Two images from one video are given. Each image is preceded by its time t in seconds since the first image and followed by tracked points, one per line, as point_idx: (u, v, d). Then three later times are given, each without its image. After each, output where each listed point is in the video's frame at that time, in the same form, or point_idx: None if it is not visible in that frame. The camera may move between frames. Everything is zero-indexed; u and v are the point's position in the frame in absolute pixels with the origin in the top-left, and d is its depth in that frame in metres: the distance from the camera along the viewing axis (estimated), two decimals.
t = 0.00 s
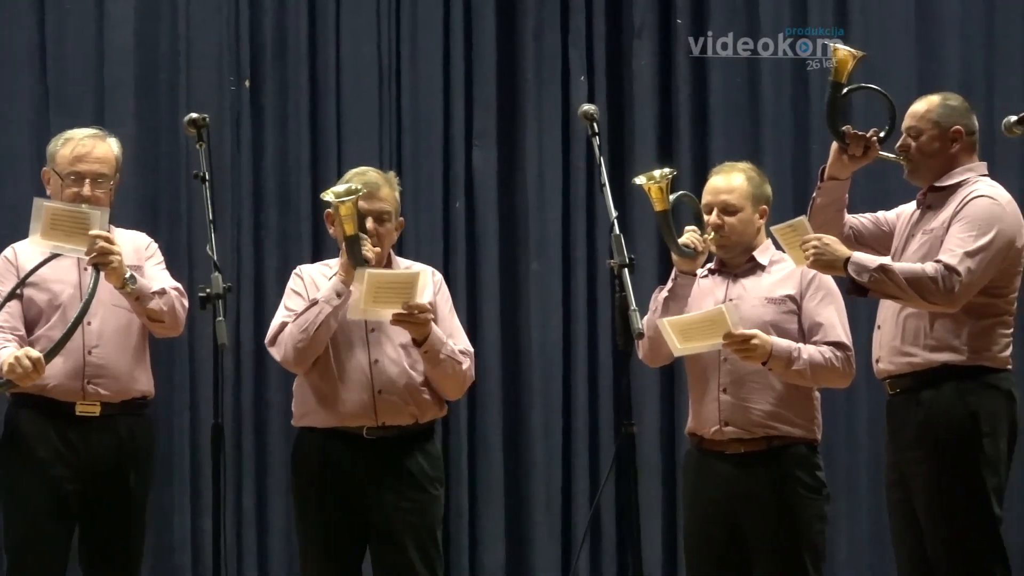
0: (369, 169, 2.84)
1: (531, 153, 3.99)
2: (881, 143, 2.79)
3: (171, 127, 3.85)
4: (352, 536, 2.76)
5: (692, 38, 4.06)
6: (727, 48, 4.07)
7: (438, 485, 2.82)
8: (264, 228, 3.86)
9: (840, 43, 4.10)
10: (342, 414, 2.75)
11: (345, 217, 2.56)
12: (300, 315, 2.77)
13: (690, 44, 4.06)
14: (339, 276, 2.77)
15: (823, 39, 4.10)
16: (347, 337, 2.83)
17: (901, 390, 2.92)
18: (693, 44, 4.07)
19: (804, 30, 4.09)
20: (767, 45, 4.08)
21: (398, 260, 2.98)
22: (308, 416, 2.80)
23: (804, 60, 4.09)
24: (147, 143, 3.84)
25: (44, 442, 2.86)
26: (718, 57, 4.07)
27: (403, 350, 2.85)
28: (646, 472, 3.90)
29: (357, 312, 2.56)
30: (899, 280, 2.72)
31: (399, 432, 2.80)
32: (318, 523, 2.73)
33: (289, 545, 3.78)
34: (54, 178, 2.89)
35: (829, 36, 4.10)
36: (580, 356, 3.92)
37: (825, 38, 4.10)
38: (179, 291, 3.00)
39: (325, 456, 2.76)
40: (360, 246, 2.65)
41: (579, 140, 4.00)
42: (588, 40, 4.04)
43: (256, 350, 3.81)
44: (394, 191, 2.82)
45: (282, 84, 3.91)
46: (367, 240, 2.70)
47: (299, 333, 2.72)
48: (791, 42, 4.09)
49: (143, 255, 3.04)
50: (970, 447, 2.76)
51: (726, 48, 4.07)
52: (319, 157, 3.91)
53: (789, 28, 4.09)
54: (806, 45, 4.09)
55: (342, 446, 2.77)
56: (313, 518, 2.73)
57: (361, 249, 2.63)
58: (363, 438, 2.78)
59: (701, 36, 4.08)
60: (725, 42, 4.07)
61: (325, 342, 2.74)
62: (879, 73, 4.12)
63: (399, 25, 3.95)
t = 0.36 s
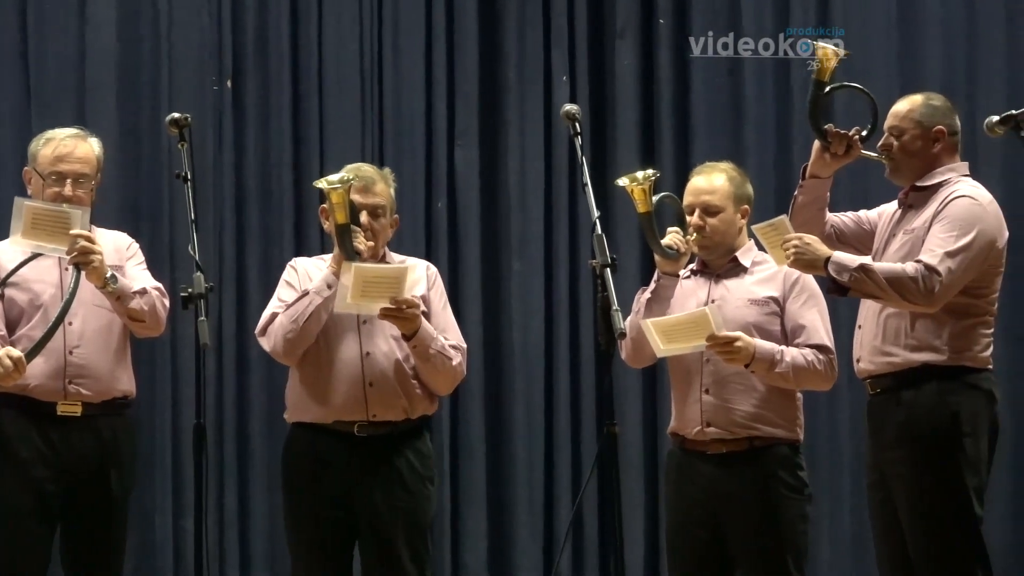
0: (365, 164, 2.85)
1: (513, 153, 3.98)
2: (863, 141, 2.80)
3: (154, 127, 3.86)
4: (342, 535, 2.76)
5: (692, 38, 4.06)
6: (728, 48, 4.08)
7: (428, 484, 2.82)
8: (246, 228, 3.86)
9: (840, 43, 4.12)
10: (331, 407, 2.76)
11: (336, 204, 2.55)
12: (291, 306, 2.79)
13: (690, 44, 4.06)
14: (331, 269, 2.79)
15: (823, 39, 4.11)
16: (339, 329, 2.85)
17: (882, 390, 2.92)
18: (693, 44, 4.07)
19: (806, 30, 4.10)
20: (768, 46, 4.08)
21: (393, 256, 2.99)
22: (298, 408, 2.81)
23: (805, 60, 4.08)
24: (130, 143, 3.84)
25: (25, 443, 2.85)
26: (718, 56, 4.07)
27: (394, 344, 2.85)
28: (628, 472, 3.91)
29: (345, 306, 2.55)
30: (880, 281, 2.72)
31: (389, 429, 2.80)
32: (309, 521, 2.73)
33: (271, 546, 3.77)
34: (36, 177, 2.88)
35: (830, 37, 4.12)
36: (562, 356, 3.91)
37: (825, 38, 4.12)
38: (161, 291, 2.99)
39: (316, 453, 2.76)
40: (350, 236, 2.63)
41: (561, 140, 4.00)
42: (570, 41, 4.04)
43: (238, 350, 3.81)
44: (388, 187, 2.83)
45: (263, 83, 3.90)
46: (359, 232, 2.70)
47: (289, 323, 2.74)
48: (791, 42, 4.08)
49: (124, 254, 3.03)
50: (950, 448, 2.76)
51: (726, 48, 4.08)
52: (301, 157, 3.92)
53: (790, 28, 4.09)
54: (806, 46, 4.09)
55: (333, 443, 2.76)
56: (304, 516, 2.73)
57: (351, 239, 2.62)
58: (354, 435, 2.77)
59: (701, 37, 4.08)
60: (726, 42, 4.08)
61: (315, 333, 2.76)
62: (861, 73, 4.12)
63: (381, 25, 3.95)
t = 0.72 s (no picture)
0: (351, 164, 2.84)
1: (493, 153, 3.99)
2: (843, 142, 2.80)
3: (134, 127, 3.85)
4: (326, 535, 2.75)
5: (692, 38, 4.08)
6: (728, 48, 4.09)
7: (412, 485, 2.82)
8: (225, 228, 3.86)
9: (840, 43, 4.13)
10: (317, 408, 2.76)
11: (325, 206, 2.53)
12: (276, 307, 2.78)
13: (690, 44, 4.08)
14: (317, 269, 2.78)
15: (823, 39, 4.13)
16: (325, 330, 2.84)
17: (862, 391, 2.92)
18: (693, 44, 4.08)
19: (806, 30, 4.13)
20: (768, 46, 4.10)
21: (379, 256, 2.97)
22: (282, 409, 2.81)
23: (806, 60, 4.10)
24: (109, 143, 3.83)
25: (4, 443, 2.85)
26: (719, 56, 4.09)
27: (380, 346, 2.86)
28: (608, 472, 3.91)
29: (336, 307, 2.54)
30: (859, 281, 2.71)
31: (374, 429, 2.80)
32: (294, 521, 2.72)
33: (251, 545, 3.77)
34: (15, 178, 2.88)
35: (830, 36, 4.13)
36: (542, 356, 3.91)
37: (826, 37, 4.13)
38: (140, 291, 3.00)
39: (301, 454, 2.76)
40: (338, 237, 2.63)
41: (541, 140, 4.00)
42: (550, 41, 4.04)
43: (218, 351, 3.81)
44: (375, 187, 2.82)
45: (244, 84, 3.91)
46: (346, 233, 2.69)
47: (276, 324, 2.73)
48: (792, 42, 4.10)
49: (104, 255, 3.04)
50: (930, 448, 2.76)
51: (727, 48, 4.09)
52: (281, 157, 3.92)
53: (790, 28, 4.11)
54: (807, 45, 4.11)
55: (318, 444, 2.76)
56: (288, 517, 2.72)
57: (339, 240, 2.61)
58: (337, 435, 2.77)
59: (702, 37, 4.10)
60: (727, 42, 4.09)
61: (301, 334, 2.75)
62: (842, 73, 4.12)
63: (361, 25, 3.96)
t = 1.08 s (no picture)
0: (334, 168, 2.83)
1: (473, 153, 3.99)
2: (824, 142, 2.79)
3: (114, 128, 3.86)
4: (308, 537, 2.75)
5: (693, 38, 4.09)
6: (729, 48, 4.09)
7: (395, 486, 2.81)
8: (205, 228, 3.86)
9: (841, 44, 4.13)
10: (299, 412, 2.75)
11: (301, 212, 2.53)
12: (258, 312, 2.77)
13: (691, 45, 4.09)
14: (299, 274, 2.77)
15: (824, 39, 4.13)
16: (307, 334, 2.83)
17: (843, 391, 2.91)
18: (694, 44, 4.09)
19: (807, 30, 4.12)
20: (768, 46, 4.10)
21: (361, 259, 2.95)
22: (265, 412, 2.80)
23: (806, 60, 4.11)
24: (89, 143, 3.84)
25: None
26: (719, 56, 4.09)
27: (362, 349, 2.85)
28: (588, 473, 3.91)
29: (320, 313, 2.54)
30: (841, 281, 2.70)
31: (357, 431, 2.79)
32: (276, 522, 2.72)
33: (231, 546, 3.78)
34: None
35: (831, 36, 4.13)
36: (522, 356, 3.92)
37: (827, 38, 4.13)
38: (120, 291, 3.00)
39: (283, 455, 2.75)
40: (317, 243, 2.62)
41: (521, 140, 4.00)
42: (530, 41, 4.04)
43: (197, 351, 3.82)
44: (358, 192, 2.81)
45: (224, 84, 3.91)
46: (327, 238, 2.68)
47: (258, 330, 2.72)
48: (793, 42, 4.11)
49: (83, 255, 3.05)
50: (911, 448, 2.76)
51: (727, 49, 4.09)
52: (261, 158, 3.92)
53: (792, 28, 4.12)
54: (808, 45, 4.12)
55: (300, 446, 2.76)
56: (271, 518, 2.72)
57: (318, 246, 2.60)
58: (320, 437, 2.77)
59: (702, 37, 4.10)
60: (728, 42, 4.10)
61: (283, 339, 2.74)
62: (822, 74, 4.12)
63: (341, 25, 3.96)
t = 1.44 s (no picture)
0: (316, 168, 2.84)
1: (452, 153, 3.99)
2: (802, 142, 2.79)
3: (93, 128, 3.86)
4: (287, 537, 2.75)
5: (693, 39, 4.08)
6: (729, 48, 4.09)
7: (375, 486, 2.81)
8: (184, 229, 3.87)
9: (841, 44, 4.15)
10: (279, 411, 2.74)
11: (281, 203, 2.52)
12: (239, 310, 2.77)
13: (692, 45, 4.08)
14: (280, 271, 2.77)
15: (824, 39, 4.14)
16: (288, 334, 2.83)
17: (822, 391, 2.91)
18: (694, 44, 4.08)
19: (807, 30, 4.12)
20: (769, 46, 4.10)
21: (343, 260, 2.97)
22: (244, 412, 2.78)
23: (807, 60, 4.12)
24: (67, 143, 3.83)
25: None
26: (720, 57, 4.09)
27: (343, 350, 2.84)
28: (567, 473, 3.91)
29: (298, 305, 2.52)
30: (820, 280, 2.69)
31: (337, 431, 2.78)
32: (255, 523, 2.71)
33: (209, 546, 3.78)
34: None
35: (831, 37, 4.14)
36: (501, 356, 3.91)
37: (828, 38, 4.14)
38: (99, 292, 3.00)
39: (263, 455, 2.74)
40: (297, 237, 2.61)
41: (500, 141, 4.00)
42: (509, 41, 4.04)
43: (176, 351, 3.82)
44: (340, 191, 2.82)
45: (203, 85, 3.92)
46: (308, 233, 2.67)
47: (239, 327, 2.72)
48: (794, 43, 4.11)
49: (62, 256, 3.05)
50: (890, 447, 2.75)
51: (728, 49, 4.09)
52: (240, 158, 3.92)
53: (792, 28, 4.12)
54: (808, 46, 4.13)
55: (280, 446, 2.75)
56: (251, 518, 2.71)
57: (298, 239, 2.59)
58: (300, 437, 2.76)
59: (702, 37, 4.10)
60: (728, 42, 4.10)
61: (264, 337, 2.74)
62: (801, 74, 4.12)
63: (320, 26, 3.96)
